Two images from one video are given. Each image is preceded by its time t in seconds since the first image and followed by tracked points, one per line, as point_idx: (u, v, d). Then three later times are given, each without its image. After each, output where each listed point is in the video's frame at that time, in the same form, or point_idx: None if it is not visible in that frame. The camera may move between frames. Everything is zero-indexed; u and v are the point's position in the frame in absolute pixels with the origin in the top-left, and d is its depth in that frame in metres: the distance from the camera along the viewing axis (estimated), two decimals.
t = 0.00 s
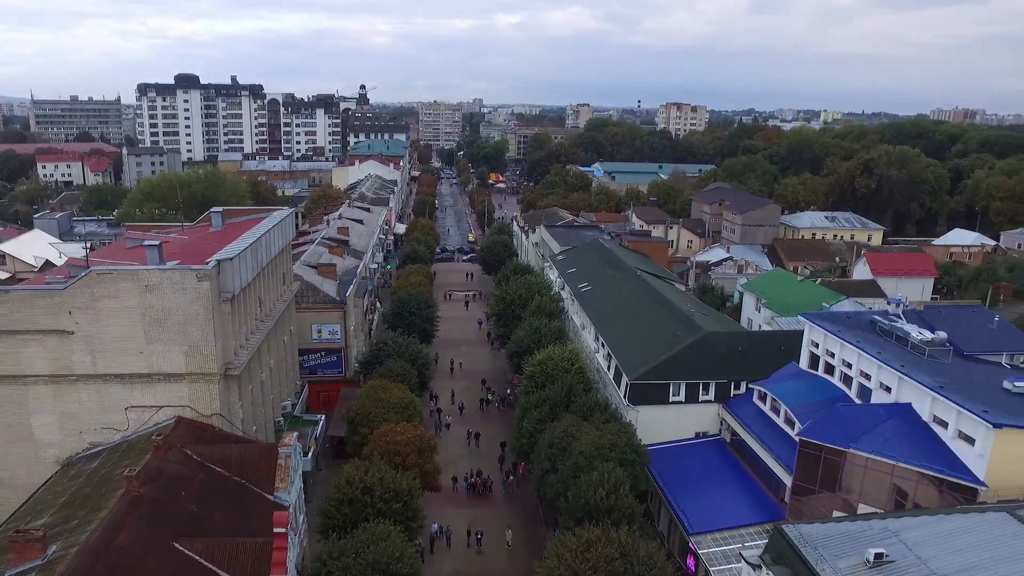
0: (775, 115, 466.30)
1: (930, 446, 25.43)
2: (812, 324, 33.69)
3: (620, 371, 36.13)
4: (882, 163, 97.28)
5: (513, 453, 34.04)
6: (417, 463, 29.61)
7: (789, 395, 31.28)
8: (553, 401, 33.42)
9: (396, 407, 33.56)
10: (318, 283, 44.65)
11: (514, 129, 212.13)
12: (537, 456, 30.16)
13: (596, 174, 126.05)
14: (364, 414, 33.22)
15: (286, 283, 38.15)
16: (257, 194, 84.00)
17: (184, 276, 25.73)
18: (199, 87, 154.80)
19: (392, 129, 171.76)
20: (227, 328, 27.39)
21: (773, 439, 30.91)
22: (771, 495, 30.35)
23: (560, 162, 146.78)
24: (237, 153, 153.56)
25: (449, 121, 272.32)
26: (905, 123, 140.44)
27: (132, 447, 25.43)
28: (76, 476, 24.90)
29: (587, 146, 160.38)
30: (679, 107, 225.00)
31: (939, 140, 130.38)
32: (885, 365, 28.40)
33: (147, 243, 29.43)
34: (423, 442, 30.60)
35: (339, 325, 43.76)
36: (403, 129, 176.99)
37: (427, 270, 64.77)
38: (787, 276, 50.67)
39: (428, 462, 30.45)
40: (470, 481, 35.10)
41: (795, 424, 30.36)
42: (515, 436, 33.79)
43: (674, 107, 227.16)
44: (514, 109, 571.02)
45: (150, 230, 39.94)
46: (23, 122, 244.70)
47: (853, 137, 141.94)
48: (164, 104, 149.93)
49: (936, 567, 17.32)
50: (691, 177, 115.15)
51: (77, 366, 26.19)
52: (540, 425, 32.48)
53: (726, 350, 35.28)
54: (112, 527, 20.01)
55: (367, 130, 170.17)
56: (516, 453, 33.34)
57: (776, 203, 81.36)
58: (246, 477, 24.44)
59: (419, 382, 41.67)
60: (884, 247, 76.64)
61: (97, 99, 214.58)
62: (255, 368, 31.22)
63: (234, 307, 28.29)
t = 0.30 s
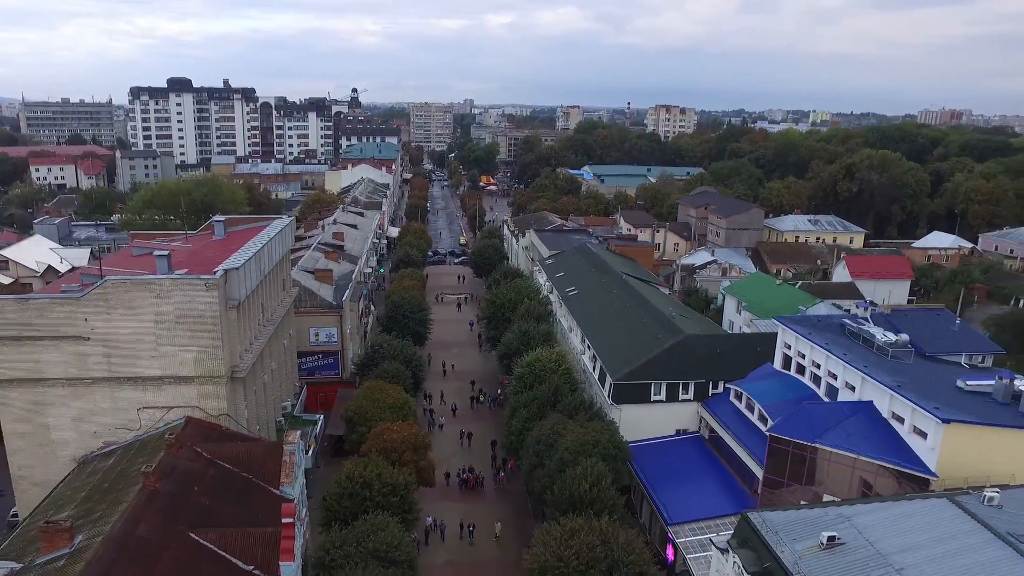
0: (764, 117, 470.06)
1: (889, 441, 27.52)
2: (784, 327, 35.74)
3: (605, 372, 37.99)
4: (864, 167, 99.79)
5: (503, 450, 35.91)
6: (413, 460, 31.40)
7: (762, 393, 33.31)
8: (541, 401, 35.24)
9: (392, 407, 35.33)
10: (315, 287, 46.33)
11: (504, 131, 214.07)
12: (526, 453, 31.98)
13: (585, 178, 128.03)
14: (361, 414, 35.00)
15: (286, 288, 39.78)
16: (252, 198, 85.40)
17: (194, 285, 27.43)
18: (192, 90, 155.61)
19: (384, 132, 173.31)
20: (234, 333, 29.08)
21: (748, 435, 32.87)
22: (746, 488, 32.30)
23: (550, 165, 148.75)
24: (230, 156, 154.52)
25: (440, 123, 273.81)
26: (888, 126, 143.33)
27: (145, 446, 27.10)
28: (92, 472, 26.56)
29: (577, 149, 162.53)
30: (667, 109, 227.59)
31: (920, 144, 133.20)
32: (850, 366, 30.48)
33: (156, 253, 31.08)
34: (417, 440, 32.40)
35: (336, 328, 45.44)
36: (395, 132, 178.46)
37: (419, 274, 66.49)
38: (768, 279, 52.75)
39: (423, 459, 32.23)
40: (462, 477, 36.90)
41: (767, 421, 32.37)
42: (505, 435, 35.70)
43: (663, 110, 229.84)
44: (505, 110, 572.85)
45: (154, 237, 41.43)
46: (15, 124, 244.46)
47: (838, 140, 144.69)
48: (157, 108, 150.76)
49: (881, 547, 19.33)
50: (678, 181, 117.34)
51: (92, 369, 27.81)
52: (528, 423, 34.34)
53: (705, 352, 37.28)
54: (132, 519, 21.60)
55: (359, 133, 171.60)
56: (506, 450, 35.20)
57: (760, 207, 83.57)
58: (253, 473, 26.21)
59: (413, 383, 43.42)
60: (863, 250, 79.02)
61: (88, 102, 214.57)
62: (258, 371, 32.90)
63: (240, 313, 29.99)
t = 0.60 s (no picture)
0: (754, 118, 473.67)
1: (853, 437, 29.56)
2: (759, 329, 37.77)
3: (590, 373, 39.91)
4: (846, 171, 102.22)
5: (494, 448, 37.77)
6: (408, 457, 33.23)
7: (737, 393, 35.32)
8: (530, 401, 37.11)
9: (387, 407, 37.12)
10: (312, 292, 47.98)
11: (496, 134, 215.84)
12: (515, 450, 33.85)
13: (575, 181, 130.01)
14: (358, 414, 36.78)
15: (285, 294, 41.44)
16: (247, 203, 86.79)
17: (201, 293, 29.11)
18: (185, 93, 156.44)
19: (376, 135, 174.77)
20: (239, 338, 30.77)
21: (724, 432, 34.84)
22: (722, 482, 34.25)
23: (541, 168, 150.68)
24: (223, 159, 155.49)
25: (432, 125, 275.17)
26: (873, 130, 146.16)
27: (156, 444, 28.79)
28: (107, 470, 28.26)
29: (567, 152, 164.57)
30: (657, 112, 230.11)
31: (903, 147, 135.99)
32: (818, 366, 32.52)
33: (164, 262, 32.71)
34: (412, 438, 34.22)
35: (333, 332, 47.15)
36: (387, 135, 179.89)
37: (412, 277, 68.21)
38: (749, 283, 54.86)
39: (417, 457, 34.05)
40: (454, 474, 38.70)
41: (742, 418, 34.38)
42: (495, 433, 37.60)
43: (652, 112, 232.31)
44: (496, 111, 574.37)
45: (157, 245, 42.96)
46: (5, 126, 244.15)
47: (823, 143, 147.35)
48: (150, 111, 151.56)
49: (836, 531, 21.31)
50: (666, 184, 119.47)
51: (105, 373, 29.47)
52: (517, 422, 36.24)
53: (684, 353, 39.27)
54: (149, 511, 23.26)
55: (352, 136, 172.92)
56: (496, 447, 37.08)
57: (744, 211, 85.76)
58: (258, 469, 27.95)
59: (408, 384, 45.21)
60: (844, 253, 81.31)
61: (79, 103, 214.39)
62: (261, 373, 34.60)
63: (244, 320, 31.67)
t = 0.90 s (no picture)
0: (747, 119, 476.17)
1: (826, 433, 31.49)
2: (741, 331, 39.71)
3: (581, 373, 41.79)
4: (834, 175, 104.32)
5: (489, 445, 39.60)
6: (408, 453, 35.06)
7: (719, 391, 37.22)
8: (523, 400, 38.97)
9: (387, 406, 38.94)
10: (314, 295, 49.71)
11: (492, 136, 217.57)
12: (508, 446, 35.73)
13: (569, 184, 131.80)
14: (359, 413, 38.58)
15: (289, 297, 43.17)
16: (246, 207, 88.40)
17: (212, 299, 30.86)
18: (183, 96, 157.74)
19: (372, 138, 176.31)
20: (248, 340, 32.53)
21: (708, 429, 36.72)
22: (705, 476, 36.13)
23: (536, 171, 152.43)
24: (220, 162, 156.71)
25: (428, 126, 276.61)
26: (862, 133, 148.45)
27: (170, 441, 30.55)
28: (124, 465, 30.01)
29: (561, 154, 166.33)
30: (651, 114, 232.14)
31: (892, 150, 138.21)
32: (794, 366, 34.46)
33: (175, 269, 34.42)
34: (411, 435, 36.04)
35: (334, 334, 48.90)
36: (383, 137, 181.41)
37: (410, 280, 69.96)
38: (736, 286, 56.85)
39: (416, 453, 35.86)
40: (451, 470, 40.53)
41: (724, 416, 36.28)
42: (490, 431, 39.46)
43: (646, 114, 234.31)
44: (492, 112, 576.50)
45: (165, 250, 44.63)
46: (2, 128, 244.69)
47: (814, 145, 149.45)
48: (148, 114, 152.79)
49: (802, 518, 23.21)
50: (659, 187, 121.39)
51: (121, 374, 31.21)
52: (511, 420, 38.09)
53: (670, 354, 41.20)
54: (168, 502, 25.02)
55: (348, 138, 174.39)
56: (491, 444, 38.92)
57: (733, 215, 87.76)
58: (267, 464, 29.74)
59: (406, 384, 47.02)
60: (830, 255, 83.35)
61: (76, 105, 215.30)
62: (267, 374, 36.37)
63: (252, 323, 33.43)
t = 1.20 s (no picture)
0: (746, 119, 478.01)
1: (807, 429, 33.35)
2: (730, 333, 41.57)
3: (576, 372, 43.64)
4: (828, 178, 106.15)
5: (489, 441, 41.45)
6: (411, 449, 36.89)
7: (708, 390, 39.08)
8: (521, 398, 40.83)
9: (392, 404, 40.78)
10: (319, 298, 51.55)
11: (491, 138, 219.34)
12: (507, 441, 37.60)
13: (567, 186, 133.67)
14: (365, 411, 40.42)
15: (297, 300, 45.05)
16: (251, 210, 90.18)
17: (227, 303, 32.72)
18: (186, 99, 159.55)
19: (373, 140, 178.09)
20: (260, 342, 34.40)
21: (696, 425, 38.56)
22: (694, 470, 37.97)
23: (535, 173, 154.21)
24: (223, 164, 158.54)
25: (428, 127, 278.24)
26: (857, 136, 150.28)
27: (188, 437, 32.40)
28: (145, 459, 31.86)
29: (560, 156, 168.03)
30: (649, 115, 233.90)
31: (887, 152, 139.99)
32: (778, 365, 36.33)
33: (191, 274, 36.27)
34: (414, 432, 37.90)
35: (339, 335, 50.75)
36: (384, 139, 183.13)
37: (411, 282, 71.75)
38: (727, 288, 58.74)
39: (418, 448, 37.70)
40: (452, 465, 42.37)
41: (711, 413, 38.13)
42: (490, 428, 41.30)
43: (645, 115, 235.99)
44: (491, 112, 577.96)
45: (177, 255, 46.50)
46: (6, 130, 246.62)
47: (810, 148, 151.17)
48: (151, 116, 154.58)
49: (778, 507, 25.10)
50: (656, 190, 123.19)
51: (141, 373, 33.07)
52: (509, 417, 39.96)
53: (662, 354, 43.09)
54: (190, 492, 26.91)
55: (349, 141, 176.17)
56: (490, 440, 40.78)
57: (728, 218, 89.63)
58: (280, 459, 31.61)
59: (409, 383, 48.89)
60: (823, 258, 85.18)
61: (80, 107, 217.14)
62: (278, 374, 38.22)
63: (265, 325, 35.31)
